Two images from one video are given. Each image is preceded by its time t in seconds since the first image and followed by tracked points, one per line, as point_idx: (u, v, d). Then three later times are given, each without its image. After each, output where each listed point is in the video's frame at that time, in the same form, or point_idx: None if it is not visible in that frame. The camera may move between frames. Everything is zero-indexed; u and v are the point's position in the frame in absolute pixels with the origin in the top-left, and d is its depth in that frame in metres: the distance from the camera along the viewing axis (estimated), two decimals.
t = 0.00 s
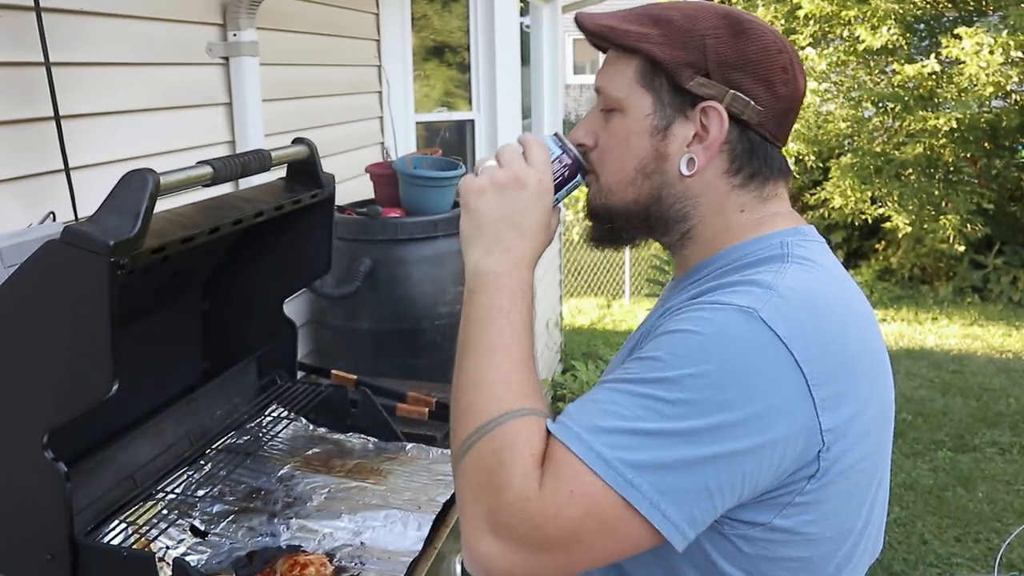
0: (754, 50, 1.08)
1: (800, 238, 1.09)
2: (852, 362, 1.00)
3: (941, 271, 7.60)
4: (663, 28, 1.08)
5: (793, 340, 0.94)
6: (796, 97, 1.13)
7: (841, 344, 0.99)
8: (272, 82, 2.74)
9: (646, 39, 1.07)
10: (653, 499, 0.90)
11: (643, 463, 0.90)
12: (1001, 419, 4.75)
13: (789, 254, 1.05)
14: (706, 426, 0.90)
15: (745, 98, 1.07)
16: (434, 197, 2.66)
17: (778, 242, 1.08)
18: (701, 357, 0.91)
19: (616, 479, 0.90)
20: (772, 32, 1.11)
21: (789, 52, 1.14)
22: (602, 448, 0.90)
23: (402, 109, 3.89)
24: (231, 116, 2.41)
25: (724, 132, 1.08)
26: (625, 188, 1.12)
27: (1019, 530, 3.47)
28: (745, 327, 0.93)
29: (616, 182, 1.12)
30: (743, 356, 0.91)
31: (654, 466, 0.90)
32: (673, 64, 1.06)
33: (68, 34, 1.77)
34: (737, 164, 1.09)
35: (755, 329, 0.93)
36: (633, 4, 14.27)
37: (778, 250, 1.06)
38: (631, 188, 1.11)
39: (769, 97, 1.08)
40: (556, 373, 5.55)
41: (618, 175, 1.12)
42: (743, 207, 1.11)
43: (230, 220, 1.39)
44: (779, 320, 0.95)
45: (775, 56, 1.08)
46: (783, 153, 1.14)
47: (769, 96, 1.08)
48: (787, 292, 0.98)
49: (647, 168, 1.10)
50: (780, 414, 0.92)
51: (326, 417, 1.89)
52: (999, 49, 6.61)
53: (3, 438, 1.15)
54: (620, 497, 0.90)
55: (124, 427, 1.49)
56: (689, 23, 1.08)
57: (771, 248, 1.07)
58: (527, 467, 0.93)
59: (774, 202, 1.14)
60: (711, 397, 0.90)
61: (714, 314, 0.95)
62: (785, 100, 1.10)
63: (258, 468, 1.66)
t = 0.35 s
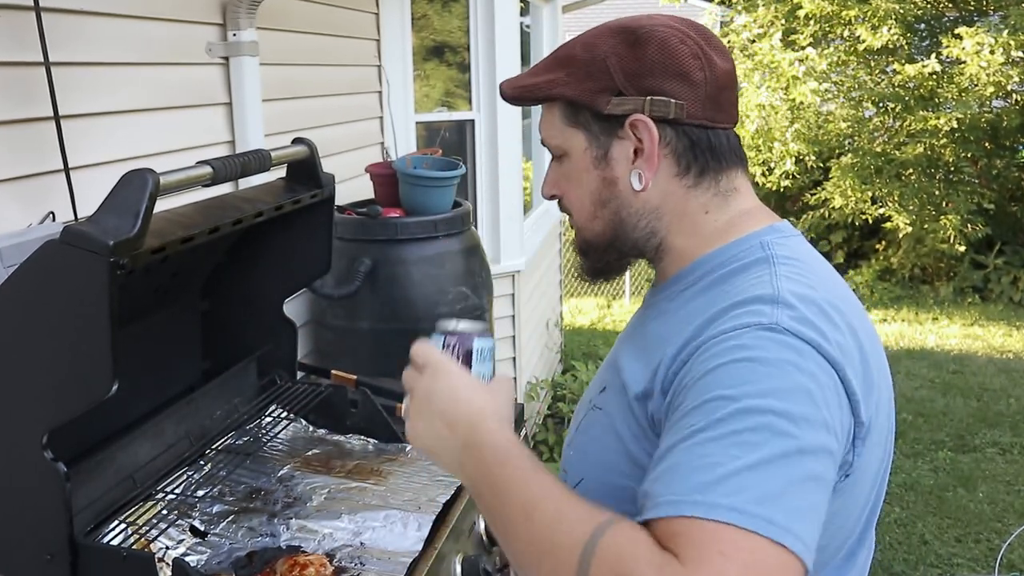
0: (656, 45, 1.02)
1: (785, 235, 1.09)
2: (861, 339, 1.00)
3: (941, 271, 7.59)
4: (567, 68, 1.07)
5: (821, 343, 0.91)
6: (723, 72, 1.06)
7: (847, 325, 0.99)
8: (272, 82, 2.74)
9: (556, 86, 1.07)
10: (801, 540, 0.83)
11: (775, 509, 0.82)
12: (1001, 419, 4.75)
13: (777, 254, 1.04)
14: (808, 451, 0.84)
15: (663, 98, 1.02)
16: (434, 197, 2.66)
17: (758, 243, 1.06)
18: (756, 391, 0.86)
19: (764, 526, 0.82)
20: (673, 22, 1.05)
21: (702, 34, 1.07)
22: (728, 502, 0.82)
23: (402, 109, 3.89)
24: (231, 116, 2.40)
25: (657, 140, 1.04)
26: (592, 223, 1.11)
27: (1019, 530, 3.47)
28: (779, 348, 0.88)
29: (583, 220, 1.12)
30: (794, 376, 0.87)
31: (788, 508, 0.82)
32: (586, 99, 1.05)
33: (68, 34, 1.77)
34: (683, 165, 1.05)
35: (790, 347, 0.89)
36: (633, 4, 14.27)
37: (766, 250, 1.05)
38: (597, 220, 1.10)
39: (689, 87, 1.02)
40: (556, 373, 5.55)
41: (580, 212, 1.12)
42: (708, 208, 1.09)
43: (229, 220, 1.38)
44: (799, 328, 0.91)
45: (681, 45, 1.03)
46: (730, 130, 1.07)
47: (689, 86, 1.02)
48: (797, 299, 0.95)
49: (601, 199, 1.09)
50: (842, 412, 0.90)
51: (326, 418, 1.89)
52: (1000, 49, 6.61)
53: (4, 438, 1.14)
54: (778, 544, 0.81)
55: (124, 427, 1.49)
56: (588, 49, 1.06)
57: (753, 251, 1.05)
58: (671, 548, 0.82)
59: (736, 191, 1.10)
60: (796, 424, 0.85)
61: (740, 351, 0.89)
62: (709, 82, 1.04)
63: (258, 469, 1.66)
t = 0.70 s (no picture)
0: (626, 46, 1.03)
1: (773, 232, 1.08)
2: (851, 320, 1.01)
3: (941, 271, 7.59)
4: (539, 80, 1.08)
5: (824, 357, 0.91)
6: (696, 65, 1.06)
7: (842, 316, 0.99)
8: (271, 82, 2.74)
9: (530, 99, 1.08)
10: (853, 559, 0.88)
11: (826, 542, 0.87)
12: (1001, 419, 4.74)
13: (768, 258, 1.03)
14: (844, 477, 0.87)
15: (638, 97, 1.02)
16: (434, 197, 2.66)
17: (745, 245, 1.04)
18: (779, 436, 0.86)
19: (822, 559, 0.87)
20: (639, 23, 1.06)
21: (670, 31, 1.07)
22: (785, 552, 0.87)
23: (402, 109, 3.89)
24: (231, 116, 2.40)
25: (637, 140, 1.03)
26: (580, 231, 1.10)
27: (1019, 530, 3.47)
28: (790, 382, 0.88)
29: (571, 229, 1.11)
30: (812, 409, 0.87)
31: (839, 538, 0.87)
32: (561, 108, 1.05)
33: (68, 34, 1.77)
34: (665, 164, 1.04)
35: (801, 379, 0.88)
36: (633, 4, 14.27)
37: (757, 252, 1.04)
38: (585, 228, 1.10)
39: (663, 84, 1.02)
40: (556, 373, 5.55)
41: (568, 221, 1.11)
42: (693, 207, 1.07)
43: (229, 220, 1.38)
44: (801, 348, 0.91)
45: (649, 44, 1.03)
46: (709, 125, 1.06)
47: (662, 83, 1.02)
48: (798, 317, 0.94)
49: (586, 205, 1.08)
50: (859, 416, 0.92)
51: (327, 418, 1.89)
52: (1000, 50, 6.61)
53: (3, 438, 1.14)
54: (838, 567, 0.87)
55: (124, 427, 1.49)
56: (558, 60, 1.06)
57: (741, 254, 1.04)
58: None
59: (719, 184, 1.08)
60: (824, 456, 0.86)
61: (751, 393, 0.88)
62: (683, 76, 1.03)
63: (257, 469, 1.66)
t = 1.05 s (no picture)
0: (593, 55, 1.05)
1: (737, 236, 1.08)
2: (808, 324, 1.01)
3: (941, 271, 7.58)
4: (507, 94, 1.09)
5: (764, 363, 0.91)
6: (659, 70, 1.09)
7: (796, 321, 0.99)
8: (272, 82, 2.74)
9: (501, 113, 1.10)
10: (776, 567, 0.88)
11: (747, 548, 0.87)
12: (1002, 419, 4.74)
13: (725, 261, 1.03)
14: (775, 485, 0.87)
15: (609, 102, 1.03)
16: (434, 197, 2.66)
17: (706, 248, 1.05)
18: (706, 440, 0.87)
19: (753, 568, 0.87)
20: (602, 32, 1.08)
21: (632, 39, 1.10)
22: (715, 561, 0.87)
23: (402, 109, 3.89)
24: (231, 116, 2.40)
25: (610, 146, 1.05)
26: (557, 240, 1.12)
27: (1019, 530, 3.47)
28: (724, 386, 0.88)
29: (548, 240, 1.13)
30: (741, 415, 0.87)
31: (763, 543, 0.87)
32: (532, 118, 1.07)
33: (68, 34, 1.77)
34: (637, 168, 1.06)
35: (733, 382, 0.89)
36: (633, 4, 14.26)
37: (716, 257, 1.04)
38: (562, 236, 1.11)
39: (630, 90, 1.04)
40: (556, 373, 5.54)
41: (545, 231, 1.13)
42: (664, 210, 1.09)
43: (229, 219, 1.39)
44: (740, 352, 0.91)
45: (614, 51, 1.05)
46: (676, 128, 1.09)
47: (630, 89, 1.04)
48: (739, 320, 0.94)
49: (562, 214, 1.10)
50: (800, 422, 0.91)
51: (326, 418, 1.89)
52: (1000, 50, 6.61)
53: (3, 438, 1.14)
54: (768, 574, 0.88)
55: (124, 427, 1.49)
56: (525, 74, 1.08)
57: (703, 257, 1.04)
58: None
59: (689, 185, 1.10)
60: (754, 462, 0.87)
61: (681, 392, 0.90)
62: (649, 81, 1.06)
63: (257, 469, 1.66)
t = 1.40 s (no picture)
0: (474, 60, 0.90)
1: (613, 266, 0.86)
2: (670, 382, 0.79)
3: (941, 271, 7.57)
4: (389, 110, 0.96)
5: (560, 443, 0.76)
6: (556, 68, 0.93)
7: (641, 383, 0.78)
8: (272, 82, 2.74)
9: (382, 129, 0.96)
10: None
11: None
12: (1001, 419, 4.75)
13: (574, 297, 0.84)
14: None
15: (490, 112, 0.88)
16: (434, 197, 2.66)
17: (569, 282, 0.86)
18: (466, 521, 0.77)
19: None
20: (488, 33, 0.93)
21: (525, 37, 0.95)
22: None
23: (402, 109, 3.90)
24: (230, 117, 2.40)
25: (493, 159, 0.90)
26: (453, 265, 0.98)
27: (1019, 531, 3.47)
28: (501, 467, 0.76)
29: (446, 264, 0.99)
30: (505, 501, 0.76)
31: None
32: (413, 136, 0.93)
33: (68, 34, 1.77)
34: (524, 183, 0.90)
35: (501, 463, 0.76)
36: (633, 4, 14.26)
37: (562, 293, 0.86)
38: (457, 261, 0.97)
39: (511, 95, 0.89)
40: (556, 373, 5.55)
41: (442, 254, 0.99)
42: (553, 230, 0.90)
43: (230, 220, 1.39)
44: (525, 431, 0.76)
45: (493, 53, 0.91)
46: (576, 132, 0.92)
47: (511, 93, 0.89)
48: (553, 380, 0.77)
49: (451, 236, 0.95)
50: (595, 515, 0.76)
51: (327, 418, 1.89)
52: (1000, 50, 6.61)
53: (3, 437, 1.14)
54: None
55: (124, 427, 1.49)
56: (406, 86, 0.95)
57: (558, 294, 0.86)
58: None
59: (595, 197, 0.93)
60: (520, 559, 0.76)
61: (459, 461, 0.79)
62: (536, 83, 0.90)
63: (257, 470, 1.67)
